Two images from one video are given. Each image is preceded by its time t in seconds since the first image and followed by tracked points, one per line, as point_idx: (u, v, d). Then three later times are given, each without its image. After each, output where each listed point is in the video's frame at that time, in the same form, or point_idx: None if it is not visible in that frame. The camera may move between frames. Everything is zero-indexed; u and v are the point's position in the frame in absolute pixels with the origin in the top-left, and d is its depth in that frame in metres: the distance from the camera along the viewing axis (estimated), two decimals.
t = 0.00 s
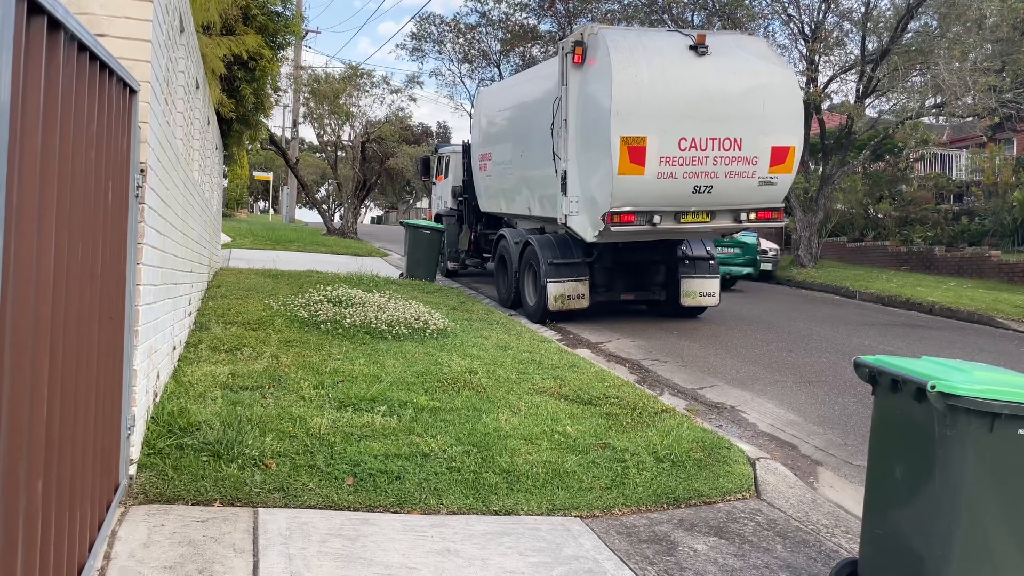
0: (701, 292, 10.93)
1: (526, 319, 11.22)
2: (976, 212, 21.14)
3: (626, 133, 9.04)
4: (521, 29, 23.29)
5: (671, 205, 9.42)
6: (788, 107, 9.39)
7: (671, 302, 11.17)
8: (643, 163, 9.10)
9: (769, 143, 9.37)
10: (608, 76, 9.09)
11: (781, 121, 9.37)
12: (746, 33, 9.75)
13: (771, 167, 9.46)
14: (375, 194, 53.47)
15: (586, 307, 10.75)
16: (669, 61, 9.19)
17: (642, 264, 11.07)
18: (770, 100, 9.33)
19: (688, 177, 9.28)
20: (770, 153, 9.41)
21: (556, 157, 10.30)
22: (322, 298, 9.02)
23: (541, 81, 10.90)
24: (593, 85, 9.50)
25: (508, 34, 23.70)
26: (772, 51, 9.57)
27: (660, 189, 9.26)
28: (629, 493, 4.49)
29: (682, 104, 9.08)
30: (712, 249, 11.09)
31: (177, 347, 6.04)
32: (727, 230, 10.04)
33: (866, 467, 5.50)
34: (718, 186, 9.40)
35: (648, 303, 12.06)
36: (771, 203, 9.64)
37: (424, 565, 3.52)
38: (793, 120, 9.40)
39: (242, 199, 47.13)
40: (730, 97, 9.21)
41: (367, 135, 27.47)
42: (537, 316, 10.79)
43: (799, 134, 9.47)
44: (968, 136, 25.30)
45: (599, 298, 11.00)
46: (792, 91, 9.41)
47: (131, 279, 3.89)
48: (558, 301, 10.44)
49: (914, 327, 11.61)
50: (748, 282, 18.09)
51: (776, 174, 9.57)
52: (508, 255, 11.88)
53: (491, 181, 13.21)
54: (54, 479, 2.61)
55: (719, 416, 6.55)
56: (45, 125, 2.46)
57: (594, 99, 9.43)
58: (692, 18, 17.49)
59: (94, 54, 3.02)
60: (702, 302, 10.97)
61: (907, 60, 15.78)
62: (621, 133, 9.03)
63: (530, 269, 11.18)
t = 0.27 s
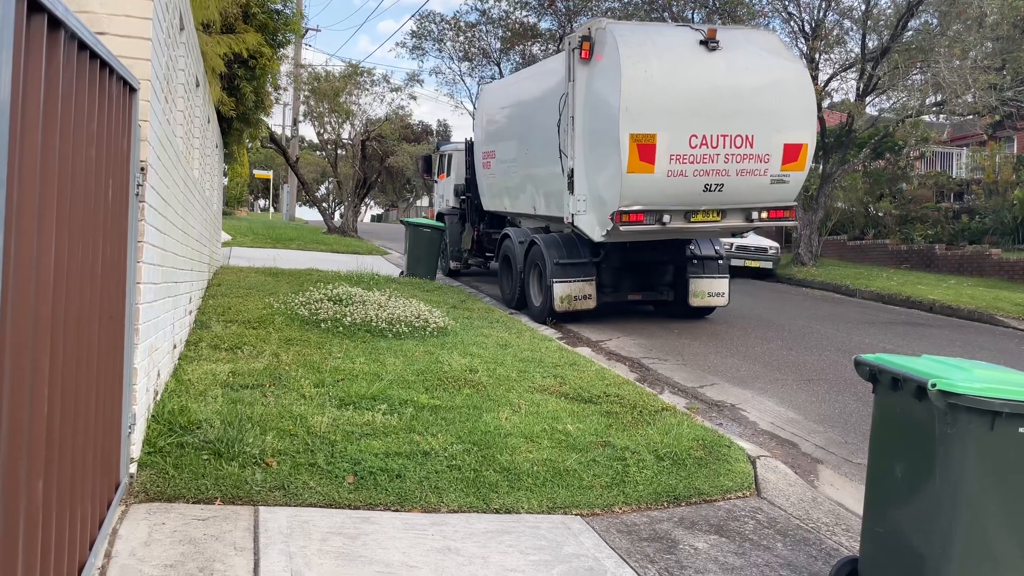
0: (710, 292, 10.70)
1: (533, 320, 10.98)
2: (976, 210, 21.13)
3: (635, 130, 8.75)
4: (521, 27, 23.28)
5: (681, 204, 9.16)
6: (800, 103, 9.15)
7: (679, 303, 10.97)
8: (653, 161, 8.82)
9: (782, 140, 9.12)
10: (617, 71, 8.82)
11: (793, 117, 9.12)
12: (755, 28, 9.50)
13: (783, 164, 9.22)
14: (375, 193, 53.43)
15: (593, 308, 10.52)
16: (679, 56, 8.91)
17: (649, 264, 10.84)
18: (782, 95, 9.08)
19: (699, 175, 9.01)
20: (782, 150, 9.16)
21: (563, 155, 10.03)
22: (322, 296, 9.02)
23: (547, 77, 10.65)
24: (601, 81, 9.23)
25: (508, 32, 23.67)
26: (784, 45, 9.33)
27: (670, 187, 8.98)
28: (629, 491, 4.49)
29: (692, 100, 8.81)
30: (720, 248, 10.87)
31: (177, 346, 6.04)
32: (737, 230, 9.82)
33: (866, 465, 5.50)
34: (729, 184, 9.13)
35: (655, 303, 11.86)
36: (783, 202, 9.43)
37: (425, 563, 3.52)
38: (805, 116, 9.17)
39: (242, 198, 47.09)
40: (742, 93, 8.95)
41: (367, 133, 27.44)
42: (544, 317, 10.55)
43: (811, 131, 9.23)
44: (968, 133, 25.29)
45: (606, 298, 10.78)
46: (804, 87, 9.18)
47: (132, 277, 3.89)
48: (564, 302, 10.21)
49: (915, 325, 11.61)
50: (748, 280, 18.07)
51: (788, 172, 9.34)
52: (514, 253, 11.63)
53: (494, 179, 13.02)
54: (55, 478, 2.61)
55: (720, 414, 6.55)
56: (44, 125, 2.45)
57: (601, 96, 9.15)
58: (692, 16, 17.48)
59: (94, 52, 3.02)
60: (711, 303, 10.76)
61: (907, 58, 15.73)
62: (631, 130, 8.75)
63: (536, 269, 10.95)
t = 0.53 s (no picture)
0: (718, 293, 10.42)
1: (537, 322, 10.79)
2: (976, 209, 21.13)
3: (644, 128, 8.45)
4: (521, 26, 23.29)
5: (691, 204, 8.84)
6: (813, 101, 8.83)
7: (686, 304, 10.69)
8: (662, 160, 8.52)
9: (794, 138, 8.81)
10: (625, 68, 8.55)
11: (806, 115, 8.81)
12: (765, 22, 9.15)
13: (795, 163, 8.90)
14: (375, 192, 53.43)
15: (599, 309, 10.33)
16: (690, 51, 8.58)
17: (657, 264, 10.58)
18: (794, 93, 8.76)
19: (709, 174, 8.70)
20: (794, 149, 8.84)
21: (570, 154, 9.81)
22: (322, 295, 9.02)
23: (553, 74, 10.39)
24: (608, 78, 8.97)
25: (508, 31, 23.68)
26: (796, 41, 8.99)
27: (679, 186, 8.68)
28: (630, 490, 4.49)
29: (702, 97, 8.50)
30: (728, 248, 10.63)
31: (178, 345, 6.06)
32: (748, 230, 9.50)
33: (866, 465, 5.51)
34: (740, 183, 8.81)
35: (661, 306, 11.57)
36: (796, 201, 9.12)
37: (425, 563, 3.53)
38: (818, 114, 8.85)
39: (242, 197, 47.10)
40: (753, 90, 8.63)
41: (367, 132, 27.43)
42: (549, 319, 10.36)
43: (824, 129, 8.91)
44: (968, 132, 25.30)
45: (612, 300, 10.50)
46: (817, 84, 8.85)
47: (132, 276, 3.89)
48: (570, 303, 10.02)
49: (915, 324, 11.60)
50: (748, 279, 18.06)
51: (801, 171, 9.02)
52: (518, 254, 11.44)
53: (498, 177, 12.84)
54: (55, 478, 2.61)
55: (720, 413, 6.56)
56: (44, 125, 2.45)
57: (608, 93, 8.92)
58: (692, 15, 17.49)
59: (94, 51, 3.02)
60: (719, 304, 10.48)
61: (908, 56, 15.73)
62: (640, 128, 8.45)
63: (541, 269, 10.75)
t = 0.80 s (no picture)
0: (727, 295, 10.26)
1: (542, 324, 10.59)
2: (976, 208, 21.14)
3: (653, 126, 8.29)
4: (521, 25, 23.30)
5: (701, 203, 8.69)
6: (826, 98, 8.66)
7: (694, 305, 10.55)
8: (672, 158, 8.35)
9: (806, 137, 8.64)
10: (634, 64, 8.39)
11: (818, 112, 8.64)
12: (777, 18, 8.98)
13: (807, 162, 8.74)
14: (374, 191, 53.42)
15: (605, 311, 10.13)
16: (700, 48, 8.42)
17: (664, 265, 10.40)
18: (807, 90, 8.60)
19: (720, 174, 8.53)
20: (807, 147, 8.68)
21: (577, 153, 9.64)
22: (322, 295, 9.02)
23: (559, 71, 10.23)
24: (616, 74, 8.82)
25: (508, 30, 23.68)
26: (808, 37, 8.82)
27: (690, 185, 8.50)
28: (630, 489, 4.49)
29: (713, 94, 8.34)
30: (737, 249, 10.49)
31: (178, 344, 6.06)
32: (759, 231, 9.37)
33: (866, 464, 5.51)
34: (751, 182, 8.65)
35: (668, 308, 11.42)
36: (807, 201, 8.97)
37: (425, 562, 3.53)
38: (831, 111, 8.69)
39: (242, 197, 47.06)
40: (765, 87, 8.46)
41: (367, 132, 27.41)
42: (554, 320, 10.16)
43: (837, 126, 8.75)
44: (968, 132, 25.32)
45: (619, 301, 10.32)
46: (830, 80, 8.68)
47: (132, 276, 3.89)
48: (576, 305, 9.81)
49: (915, 324, 11.60)
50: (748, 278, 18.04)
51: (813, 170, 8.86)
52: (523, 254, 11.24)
53: (500, 177, 12.72)
54: (56, 477, 2.61)
55: (720, 412, 6.56)
56: (45, 124, 2.45)
57: (617, 90, 8.75)
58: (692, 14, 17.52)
59: (94, 50, 3.01)
60: (728, 305, 10.34)
61: (908, 55, 15.72)
62: (649, 125, 8.29)
63: (546, 270, 10.55)
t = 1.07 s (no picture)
0: (735, 296, 10.13)
1: (547, 325, 10.42)
2: (976, 207, 21.15)
3: (662, 124, 8.09)
4: (521, 24, 23.30)
5: (710, 203, 8.49)
6: (837, 96, 8.51)
7: (701, 306, 10.41)
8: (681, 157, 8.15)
9: (817, 135, 8.49)
10: (640, 61, 8.23)
11: (829, 110, 8.49)
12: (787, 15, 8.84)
13: (818, 161, 8.58)
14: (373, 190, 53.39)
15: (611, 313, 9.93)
16: (709, 45, 8.25)
17: (671, 266, 10.20)
18: (818, 87, 8.45)
19: (730, 173, 8.35)
20: (818, 145, 8.52)
21: (583, 152, 9.51)
22: (321, 294, 9.01)
23: (564, 69, 10.09)
24: (622, 71, 8.67)
25: (507, 29, 23.67)
26: (818, 34, 8.67)
27: (699, 185, 8.31)
28: (629, 489, 4.49)
29: (723, 91, 8.17)
30: (745, 249, 10.33)
31: (177, 343, 6.06)
32: (768, 231, 9.17)
33: (865, 463, 5.51)
34: (762, 182, 8.48)
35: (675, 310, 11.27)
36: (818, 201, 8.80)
37: (424, 561, 3.53)
38: (841, 109, 8.54)
39: (242, 196, 47.05)
40: (775, 85, 8.29)
41: (366, 131, 27.40)
42: (559, 322, 9.99)
43: (848, 124, 8.60)
44: (968, 131, 25.34)
45: (624, 303, 10.09)
46: (840, 78, 8.54)
47: (131, 275, 3.89)
48: (582, 307, 9.63)
49: (915, 323, 11.61)
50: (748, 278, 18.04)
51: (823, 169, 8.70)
52: (528, 255, 11.04)
53: (503, 176, 12.62)
54: (54, 477, 2.61)
55: (719, 411, 6.56)
56: (44, 122, 2.45)
57: (623, 89, 8.60)
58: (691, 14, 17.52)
59: (93, 49, 3.01)
60: (737, 305, 10.18)
61: (907, 55, 15.83)
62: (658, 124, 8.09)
63: (552, 272, 10.35)
